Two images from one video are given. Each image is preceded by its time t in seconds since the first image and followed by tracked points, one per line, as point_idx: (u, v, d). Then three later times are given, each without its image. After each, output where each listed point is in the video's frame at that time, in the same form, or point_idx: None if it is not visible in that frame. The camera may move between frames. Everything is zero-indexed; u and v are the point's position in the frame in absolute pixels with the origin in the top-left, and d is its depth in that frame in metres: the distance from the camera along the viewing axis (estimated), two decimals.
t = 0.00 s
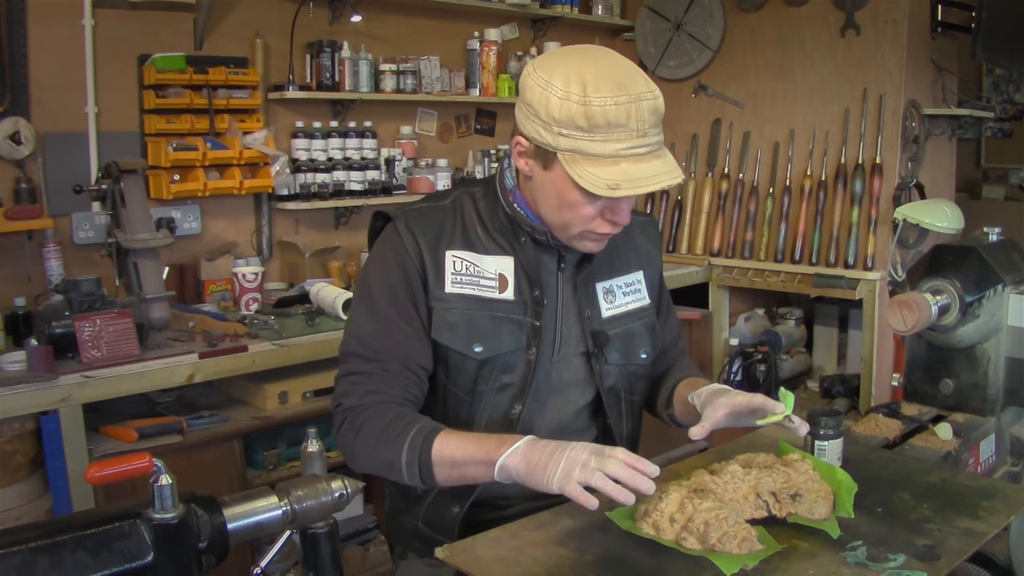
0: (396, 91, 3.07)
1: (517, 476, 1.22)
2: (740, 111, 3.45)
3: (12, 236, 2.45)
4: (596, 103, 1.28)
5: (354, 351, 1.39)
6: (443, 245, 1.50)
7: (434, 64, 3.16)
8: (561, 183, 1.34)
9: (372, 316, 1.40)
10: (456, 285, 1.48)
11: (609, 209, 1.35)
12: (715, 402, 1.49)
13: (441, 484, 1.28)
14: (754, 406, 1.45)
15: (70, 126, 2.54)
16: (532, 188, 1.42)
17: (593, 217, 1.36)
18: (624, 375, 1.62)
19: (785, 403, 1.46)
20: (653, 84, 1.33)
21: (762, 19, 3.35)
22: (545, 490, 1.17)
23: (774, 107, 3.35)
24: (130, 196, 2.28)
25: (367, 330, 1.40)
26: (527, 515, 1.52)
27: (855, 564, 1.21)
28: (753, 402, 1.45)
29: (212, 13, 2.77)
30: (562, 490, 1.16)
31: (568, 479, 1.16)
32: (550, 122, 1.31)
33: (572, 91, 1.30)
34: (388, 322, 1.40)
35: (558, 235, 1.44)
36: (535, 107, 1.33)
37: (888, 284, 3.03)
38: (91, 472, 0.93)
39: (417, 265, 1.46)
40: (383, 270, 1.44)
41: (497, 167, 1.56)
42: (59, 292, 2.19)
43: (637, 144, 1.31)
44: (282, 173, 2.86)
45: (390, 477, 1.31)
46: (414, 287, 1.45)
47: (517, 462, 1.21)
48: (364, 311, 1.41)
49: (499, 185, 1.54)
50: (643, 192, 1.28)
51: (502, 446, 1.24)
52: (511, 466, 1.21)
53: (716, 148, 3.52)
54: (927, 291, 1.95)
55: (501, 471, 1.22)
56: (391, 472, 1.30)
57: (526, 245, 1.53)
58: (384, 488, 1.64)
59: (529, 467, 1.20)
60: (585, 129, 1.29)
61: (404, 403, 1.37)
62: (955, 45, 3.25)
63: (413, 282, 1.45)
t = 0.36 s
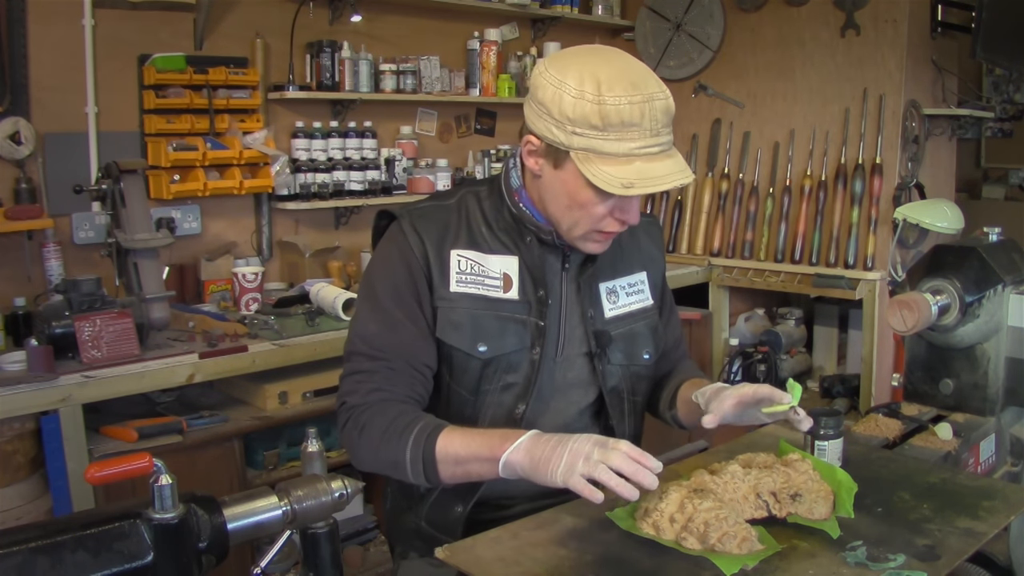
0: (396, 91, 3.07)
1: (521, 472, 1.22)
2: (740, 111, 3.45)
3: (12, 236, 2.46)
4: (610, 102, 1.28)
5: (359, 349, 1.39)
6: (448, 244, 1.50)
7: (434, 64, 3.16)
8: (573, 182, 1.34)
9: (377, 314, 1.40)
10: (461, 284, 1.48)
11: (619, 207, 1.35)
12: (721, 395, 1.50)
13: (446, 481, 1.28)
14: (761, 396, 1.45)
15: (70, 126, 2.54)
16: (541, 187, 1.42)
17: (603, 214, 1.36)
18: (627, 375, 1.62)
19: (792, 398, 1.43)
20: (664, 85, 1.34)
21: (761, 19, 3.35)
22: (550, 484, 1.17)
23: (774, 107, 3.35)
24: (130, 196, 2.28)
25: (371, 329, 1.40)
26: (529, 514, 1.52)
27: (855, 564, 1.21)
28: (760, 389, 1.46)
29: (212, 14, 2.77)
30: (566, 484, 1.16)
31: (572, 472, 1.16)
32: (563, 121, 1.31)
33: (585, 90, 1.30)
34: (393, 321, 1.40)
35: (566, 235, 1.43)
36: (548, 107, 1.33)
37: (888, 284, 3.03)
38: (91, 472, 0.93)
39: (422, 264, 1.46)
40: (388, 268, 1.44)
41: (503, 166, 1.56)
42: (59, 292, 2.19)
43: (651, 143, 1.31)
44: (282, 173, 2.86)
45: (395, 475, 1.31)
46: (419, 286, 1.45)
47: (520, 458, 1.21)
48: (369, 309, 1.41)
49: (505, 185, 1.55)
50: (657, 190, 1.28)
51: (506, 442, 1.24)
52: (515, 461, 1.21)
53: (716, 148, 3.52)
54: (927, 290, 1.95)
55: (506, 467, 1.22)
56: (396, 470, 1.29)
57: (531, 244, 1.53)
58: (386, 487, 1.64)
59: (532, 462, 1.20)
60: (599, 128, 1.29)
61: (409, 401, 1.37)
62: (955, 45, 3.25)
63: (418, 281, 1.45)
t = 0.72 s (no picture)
0: (396, 91, 3.07)
1: (528, 458, 1.20)
2: (740, 111, 3.45)
3: (12, 236, 2.45)
4: (611, 98, 1.28)
5: (362, 347, 1.38)
6: (451, 243, 1.50)
7: (434, 64, 3.16)
8: (570, 176, 1.34)
9: (380, 313, 1.40)
10: (464, 283, 1.48)
11: (616, 204, 1.35)
12: (728, 381, 1.49)
13: (452, 474, 1.28)
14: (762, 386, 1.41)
15: (70, 126, 2.54)
16: (541, 183, 1.42)
17: (600, 212, 1.36)
18: (628, 375, 1.63)
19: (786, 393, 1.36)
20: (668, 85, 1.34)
21: (762, 19, 3.35)
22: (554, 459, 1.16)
23: (775, 107, 3.35)
24: (130, 196, 2.28)
25: (375, 327, 1.39)
26: (529, 514, 1.53)
27: (855, 564, 1.21)
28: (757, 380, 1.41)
29: (212, 14, 2.77)
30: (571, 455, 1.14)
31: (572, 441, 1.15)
32: (564, 114, 1.31)
33: (587, 84, 1.30)
34: (397, 319, 1.40)
35: (563, 230, 1.43)
36: (550, 100, 1.33)
37: (888, 284, 3.04)
38: (91, 472, 0.93)
39: (425, 262, 1.46)
40: (391, 267, 1.44)
41: (506, 165, 1.55)
42: (59, 292, 2.19)
43: (650, 141, 1.31)
44: (282, 173, 2.86)
45: (400, 471, 1.30)
46: (422, 284, 1.45)
47: (523, 445, 1.20)
48: (372, 308, 1.41)
49: (507, 185, 1.54)
50: (652, 188, 1.28)
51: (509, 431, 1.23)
52: (520, 448, 1.20)
53: (716, 148, 3.52)
54: (927, 290, 1.95)
55: (513, 455, 1.21)
56: (401, 466, 1.29)
57: (533, 243, 1.53)
58: (386, 487, 1.64)
59: (534, 443, 1.18)
60: (599, 124, 1.29)
61: (413, 398, 1.37)
62: (955, 45, 3.25)
63: (421, 279, 1.45)
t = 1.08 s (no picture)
0: (395, 91, 3.07)
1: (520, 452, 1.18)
2: (740, 111, 3.45)
3: (12, 236, 2.45)
4: (580, 61, 1.27)
5: (361, 346, 1.38)
6: (450, 243, 1.49)
7: (434, 64, 3.16)
8: (545, 146, 1.32)
9: (378, 312, 1.40)
10: (463, 282, 1.48)
11: (595, 174, 1.31)
12: (726, 381, 1.48)
13: (446, 470, 1.26)
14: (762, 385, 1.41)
15: (70, 126, 2.54)
16: (530, 166, 1.41)
17: (579, 184, 1.32)
18: (627, 375, 1.63)
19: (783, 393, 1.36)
20: (648, 61, 1.31)
21: (761, 19, 3.35)
22: (557, 458, 1.15)
23: (775, 107, 3.35)
24: (130, 196, 2.28)
25: (373, 326, 1.39)
26: (531, 515, 1.53)
27: (855, 564, 1.21)
28: (754, 379, 1.41)
29: (212, 14, 2.77)
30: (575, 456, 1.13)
31: (576, 442, 1.13)
32: (537, 84, 1.31)
33: (559, 52, 1.30)
34: (396, 319, 1.40)
35: (551, 212, 1.40)
36: (529, 77, 1.34)
37: (888, 284, 3.04)
38: (91, 472, 0.93)
39: (424, 262, 1.46)
40: (390, 266, 1.44)
41: (506, 165, 1.53)
42: (59, 292, 2.19)
43: (622, 104, 1.26)
44: (282, 173, 2.86)
45: (395, 468, 1.30)
46: (422, 284, 1.45)
47: (518, 439, 1.18)
48: (371, 307, 1.41)
49: (507, 182, 1.52)
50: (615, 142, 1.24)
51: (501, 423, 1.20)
52: (515, 441, 1.18)
53: (716, 148, 3.52)
54: (927, 290, 1.95)
55: (507, 450, 1.19)
56: (395, 463, 1.28)
57: (533, 243, 1.52)
58: (387, 487, 1.64)
59: (531, 440, 1.16)
60: (568, 88, 1.28)
61: (410, 396, 1.36)
62: (955, 45, 3.26)
63: (420, 278, 1.45)
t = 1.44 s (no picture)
0: (396, 91, 3.07)
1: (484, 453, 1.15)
2: (740, 111, 3.45)
3: (12, 236, 2.45)
4: (541, 40, 1.33)
5: (343, 349, 1.37)
6: (435, 243, 1.50)
7: (434, 64, 3.16)
8: (511, 124, 1.37)
9: (361, 315, 1.39)
10: (448, 283, 1.48)
11: (553, 148, 1.33)
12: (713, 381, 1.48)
13: (418, 469, 1.24)
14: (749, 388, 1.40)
15: (70, 127, 2.54)
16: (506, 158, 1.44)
17: (540, 158, 1.34)
18: (619, 375, 1.62)
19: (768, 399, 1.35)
20: (613, 42, 1.35)
21: (761, 19, 3.35)
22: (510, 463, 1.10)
23: (774, 107, 3.35)
24: (130, 196, 2.28)
25: (355, 328, 1.38)
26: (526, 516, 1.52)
27: (855, 564, 1.21)
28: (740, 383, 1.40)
29: (213, 14, 2.77)
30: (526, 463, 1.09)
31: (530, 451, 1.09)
32: (506, 68, 1.37)
33: (527, 38, 1.36)
34: (378, 320, 1.39)
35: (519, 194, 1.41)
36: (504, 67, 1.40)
37: (888, 285, 3.04)
38: (91, 472, 0.93)
39: (408, 263, 1.46)
40: (373, 267, 1.44)
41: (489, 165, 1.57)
42: (59, 292, 2.19)
43: (576, 72, 1.29)
44: (282, 173, 2.86)
45: (370, 470, 1.28)
46: (406, 285, 1.45)
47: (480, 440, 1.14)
48: (353, 310, 1.40)
49: (491, 182, 1.55)
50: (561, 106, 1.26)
51: (462, 424, 1.18)
52: (474, 439, 1.15)
53: (716, 149, 3.52)
54: (927, 290, 1.95)
55: (467, 447, 1.16)
56: (368, 463, 1.27)
57: (518, 242, 1.53)
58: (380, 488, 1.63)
59: (490, 442, 1.13)
60: (528, 63, 1.32)
61: (388, 398, 1.34)
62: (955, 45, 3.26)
63: (404, 280, 1.45)
